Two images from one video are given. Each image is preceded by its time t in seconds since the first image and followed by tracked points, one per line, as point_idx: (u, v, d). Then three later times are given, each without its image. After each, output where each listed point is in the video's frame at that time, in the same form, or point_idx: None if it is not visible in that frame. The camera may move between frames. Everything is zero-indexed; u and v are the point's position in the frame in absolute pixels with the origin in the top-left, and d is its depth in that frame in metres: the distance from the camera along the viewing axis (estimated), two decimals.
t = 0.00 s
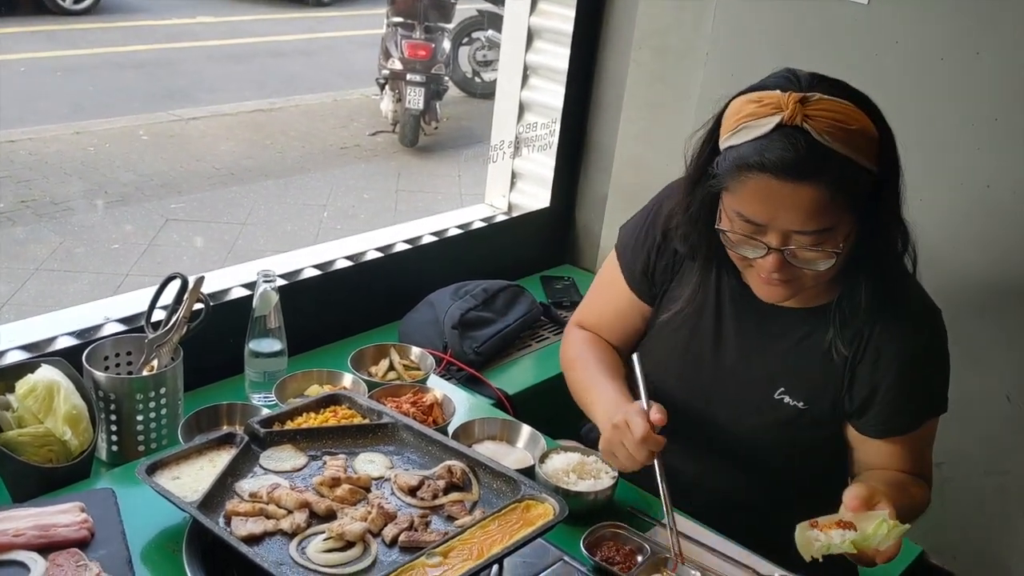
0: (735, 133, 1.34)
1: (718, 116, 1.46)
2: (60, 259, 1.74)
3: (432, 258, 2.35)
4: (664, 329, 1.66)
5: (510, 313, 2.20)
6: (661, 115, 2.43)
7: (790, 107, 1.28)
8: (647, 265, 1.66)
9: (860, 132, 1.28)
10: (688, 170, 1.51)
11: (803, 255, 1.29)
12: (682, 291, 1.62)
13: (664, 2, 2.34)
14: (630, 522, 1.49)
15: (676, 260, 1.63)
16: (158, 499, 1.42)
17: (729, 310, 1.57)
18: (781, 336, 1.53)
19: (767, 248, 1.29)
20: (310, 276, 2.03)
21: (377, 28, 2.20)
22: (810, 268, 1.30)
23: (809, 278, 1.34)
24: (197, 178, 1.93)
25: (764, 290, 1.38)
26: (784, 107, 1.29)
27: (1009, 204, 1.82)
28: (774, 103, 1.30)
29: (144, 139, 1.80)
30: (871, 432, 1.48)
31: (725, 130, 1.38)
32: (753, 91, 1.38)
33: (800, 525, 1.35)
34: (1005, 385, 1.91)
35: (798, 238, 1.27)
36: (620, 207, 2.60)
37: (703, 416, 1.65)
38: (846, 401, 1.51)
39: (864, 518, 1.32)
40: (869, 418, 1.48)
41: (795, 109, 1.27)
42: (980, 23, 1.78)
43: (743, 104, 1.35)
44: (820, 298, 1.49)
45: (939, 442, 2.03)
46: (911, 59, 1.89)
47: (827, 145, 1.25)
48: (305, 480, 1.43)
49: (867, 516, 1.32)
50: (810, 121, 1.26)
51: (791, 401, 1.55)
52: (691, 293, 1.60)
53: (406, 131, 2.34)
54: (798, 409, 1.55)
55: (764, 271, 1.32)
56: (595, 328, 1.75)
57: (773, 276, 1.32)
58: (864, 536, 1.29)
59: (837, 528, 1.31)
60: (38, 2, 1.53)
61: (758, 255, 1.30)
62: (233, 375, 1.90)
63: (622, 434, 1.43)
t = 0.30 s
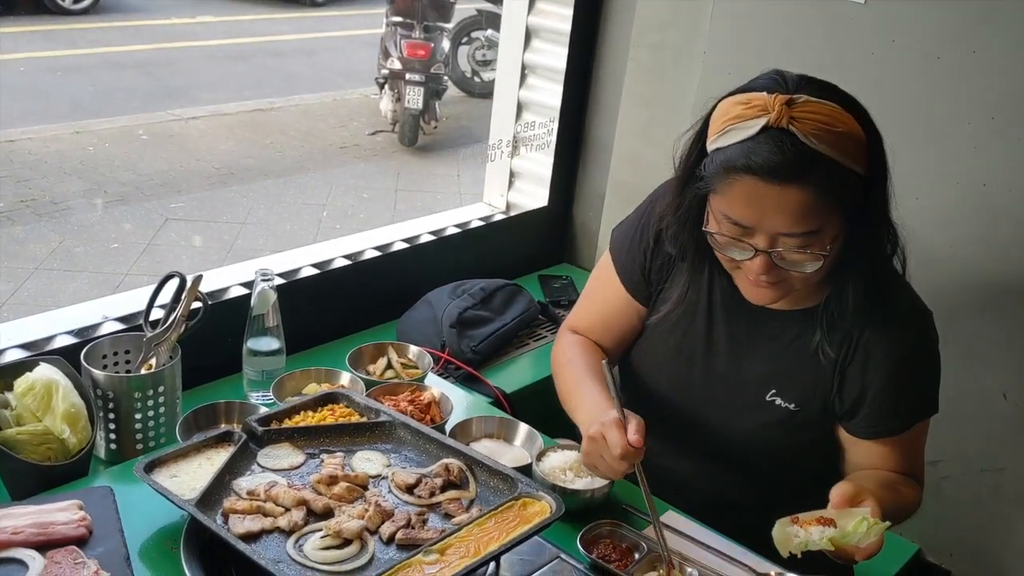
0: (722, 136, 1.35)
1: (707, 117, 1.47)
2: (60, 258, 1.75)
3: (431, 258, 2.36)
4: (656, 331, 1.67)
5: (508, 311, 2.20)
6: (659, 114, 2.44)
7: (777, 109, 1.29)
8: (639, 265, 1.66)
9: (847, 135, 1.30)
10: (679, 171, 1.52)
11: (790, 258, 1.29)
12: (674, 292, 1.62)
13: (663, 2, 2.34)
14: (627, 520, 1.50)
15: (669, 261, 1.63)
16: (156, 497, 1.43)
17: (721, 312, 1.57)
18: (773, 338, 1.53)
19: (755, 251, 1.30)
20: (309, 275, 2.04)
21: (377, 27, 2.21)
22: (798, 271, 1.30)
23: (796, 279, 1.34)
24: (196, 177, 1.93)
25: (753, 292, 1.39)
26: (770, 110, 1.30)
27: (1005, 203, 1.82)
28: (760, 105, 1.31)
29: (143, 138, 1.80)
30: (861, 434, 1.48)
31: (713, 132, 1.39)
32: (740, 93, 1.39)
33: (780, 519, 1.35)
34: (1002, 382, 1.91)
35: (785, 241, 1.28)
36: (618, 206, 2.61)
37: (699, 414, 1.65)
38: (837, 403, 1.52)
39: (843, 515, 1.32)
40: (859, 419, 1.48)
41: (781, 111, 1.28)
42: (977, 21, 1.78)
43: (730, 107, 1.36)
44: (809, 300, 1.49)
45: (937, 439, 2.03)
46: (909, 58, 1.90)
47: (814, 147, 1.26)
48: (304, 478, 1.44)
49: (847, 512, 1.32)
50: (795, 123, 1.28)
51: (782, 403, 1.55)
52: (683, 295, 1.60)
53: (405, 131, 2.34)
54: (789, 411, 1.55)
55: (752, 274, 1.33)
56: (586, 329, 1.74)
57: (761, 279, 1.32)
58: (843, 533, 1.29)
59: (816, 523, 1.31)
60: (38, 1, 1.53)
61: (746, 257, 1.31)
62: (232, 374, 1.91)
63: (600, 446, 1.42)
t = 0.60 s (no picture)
0: (721, 116, 1.36)
1: (702, 105, 1.47)
2: (60, 258, 1.75)
3: (432, 258, 2.36)
4: (651, 327, 1.67)
5: (508, 311, 2.20)
6: (659, 113, 2.44)
7: (777, 87, 1.30)
8: (633, 262, 1.67)
9: (846, 115, 1.31)
10: (676, 163, 1.52)
11: (785, 239, 1.29)
12: (666, 284, 1.62)
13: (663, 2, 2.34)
14: (627, 520, 1.50)
15: (663, 257, 1.63)
16: (157, 497, 1.43)
17: (715, 307, 1.57)
18: (768, 335, 1.54)
19: (753, 232, 1.30)
20: (310, 275, 2.04)
21: (377, 27, 2.21)
22: (795, 252, 1.30)
23: (791, 266, 1.35)
24: (197, 177, 1.93)
25: (746, 278, 1.39)
26: (770, 89, 1.31)
27: (1005, 203, 1.82)
28: (760, 83, 1.33)
29: (144, 138, 1.80)
30: (854, 429, 1.49)
31: (711, 114, 1.40)
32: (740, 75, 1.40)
33: (763, 506, 1.37)
34: (1002, 382, 1.91)
35: (783, 221, 1.28)
36: (618, 206, 2.61)
37: (699, 413, 1.65)
38: (831, 399, 1.52)
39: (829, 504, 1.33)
40: (854, 415, 1.49)
41: (781, 89, 1.30)
42: (977, 21, 1.78)
43: (730, 87, 1.37)
44: (802, 293, 1.50)
45: (937, 438, 2.03)
46: (909, 58, 1.90)
47: (814, 125, 1.28)
48: (304, 478, 1.44)
49: (831, 501, 1.34)
50: (795, 101, 1.29)
51: (778, 399, 1.56)
52: (676, 289, 1.60)
53: (405, 131, 2.35)
54: (785, 407, 1.56)
55: (747, 257, 1.33)
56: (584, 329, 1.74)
57: (757, 263, 1.33)
58: (827, 521, 1.31)
59: (799, 511, 1.33)
60: (37, 1, 1.54)
61: (742, 239, 1.32)
62: (232, 374, 1.91)
63: (595, 407, 1.45)
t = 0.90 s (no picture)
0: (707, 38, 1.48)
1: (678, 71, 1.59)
2: (60, 259, 1.75)
3: (432, 259, 2.36)
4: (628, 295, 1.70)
5: (509, 312, 2.20)
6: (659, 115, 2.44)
7: None
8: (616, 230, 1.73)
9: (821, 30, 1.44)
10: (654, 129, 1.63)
11: (778, 136, 1.38)
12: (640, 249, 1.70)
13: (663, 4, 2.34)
14: (626, 522, 1.50)
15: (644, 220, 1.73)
16: (156, 499, 1.43)
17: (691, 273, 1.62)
18: (741, 294, 1.56)
19: (747, 122, 1.39)
20: (309, 277, 2.04)
21: (377, 28, 2.21)
22: (785, 149, 1.38)
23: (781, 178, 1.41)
24: (197, 178, 1.93)
25: (732, 198, 1.43)
26: None
27: (1005, 204, 1.82)
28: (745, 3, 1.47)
29: (144, 139, 1.81)
30: (818, 384, 1.47)
31: (695, 47, 1.51)
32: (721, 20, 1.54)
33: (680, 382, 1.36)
34: (1002, 383, 1.91)
35: (775, 105, 1.38)
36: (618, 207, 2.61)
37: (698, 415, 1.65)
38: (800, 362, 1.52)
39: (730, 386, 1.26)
40: (821, 363, 1.47)
41: None
42: (977, 23, 1.78)
43: (713, 18, 1.50)
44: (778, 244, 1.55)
45: (937, 438, 2.03)
46: (908, 59, 1.90)
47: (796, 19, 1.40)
48: (303, 479, 1.44)
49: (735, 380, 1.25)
50: (780, 5, 1.43)
51: (750, 363, 1.55)
52: (658, 254, 1.67)
53: (405, 131, 2.35)
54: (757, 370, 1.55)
55: (739, 161, 1.39)
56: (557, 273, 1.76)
57: (750, 164, 1.38)
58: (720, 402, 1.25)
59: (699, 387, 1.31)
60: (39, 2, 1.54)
61: (738, 135, 1.39)
62: (233, 375, 1.91)
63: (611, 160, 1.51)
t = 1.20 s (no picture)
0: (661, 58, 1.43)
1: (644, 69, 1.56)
2: (60, 259, 1.75)
3: (432, 259, 2.36)
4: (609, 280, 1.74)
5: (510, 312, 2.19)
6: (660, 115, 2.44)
7: (710, 20, 1.39)
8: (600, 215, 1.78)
9: (775, 48, 1.37)
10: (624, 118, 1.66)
11: (721, 171, 1.33)
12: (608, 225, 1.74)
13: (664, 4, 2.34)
14: (627, 521, 1.49)
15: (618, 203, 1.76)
16: (158, 500, 1.43)
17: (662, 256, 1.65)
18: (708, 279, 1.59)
19: (688, 160, 1.33)
20: (311, 277, 2.04)
21: (377, 28, 2.21)
22: (729, 184, 1.33)
23: (731, 203, 1.37)
24: (197, 178, 1.93)
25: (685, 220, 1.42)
26: (705, 22, 1.39)
27: (1005, 204, 1.82)
28: (697, 20, 1.41)
29: (144, 139, 1.80)
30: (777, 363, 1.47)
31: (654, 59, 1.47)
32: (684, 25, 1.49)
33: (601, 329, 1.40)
34: (1002, 383, 1.91)
35: (717, 145, 1.31)
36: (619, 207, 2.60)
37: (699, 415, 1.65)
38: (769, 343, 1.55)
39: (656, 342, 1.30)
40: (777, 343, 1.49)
41: (713, 20, 1.38)
42: (978, 22, 1.78)
43: (670, 32, 1.46)
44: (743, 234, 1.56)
45: (937, 438, 2.03)
46: (910, 59, 1.89)
47: (742, 47, 1.34)
48: (305, 480, 1.44)
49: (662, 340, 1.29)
50: (728, 29, 1.36)
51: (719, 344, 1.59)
52: (633, 239, 1.70)
53: (406, 131, 2.34)
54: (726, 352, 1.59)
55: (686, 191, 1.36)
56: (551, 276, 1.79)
57: (696, 195, 1.35)
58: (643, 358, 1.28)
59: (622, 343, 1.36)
60: (38, 2, 1.54)
61: (680, 169, 1.34)
62: (233, 375, 1.91)
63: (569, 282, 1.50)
